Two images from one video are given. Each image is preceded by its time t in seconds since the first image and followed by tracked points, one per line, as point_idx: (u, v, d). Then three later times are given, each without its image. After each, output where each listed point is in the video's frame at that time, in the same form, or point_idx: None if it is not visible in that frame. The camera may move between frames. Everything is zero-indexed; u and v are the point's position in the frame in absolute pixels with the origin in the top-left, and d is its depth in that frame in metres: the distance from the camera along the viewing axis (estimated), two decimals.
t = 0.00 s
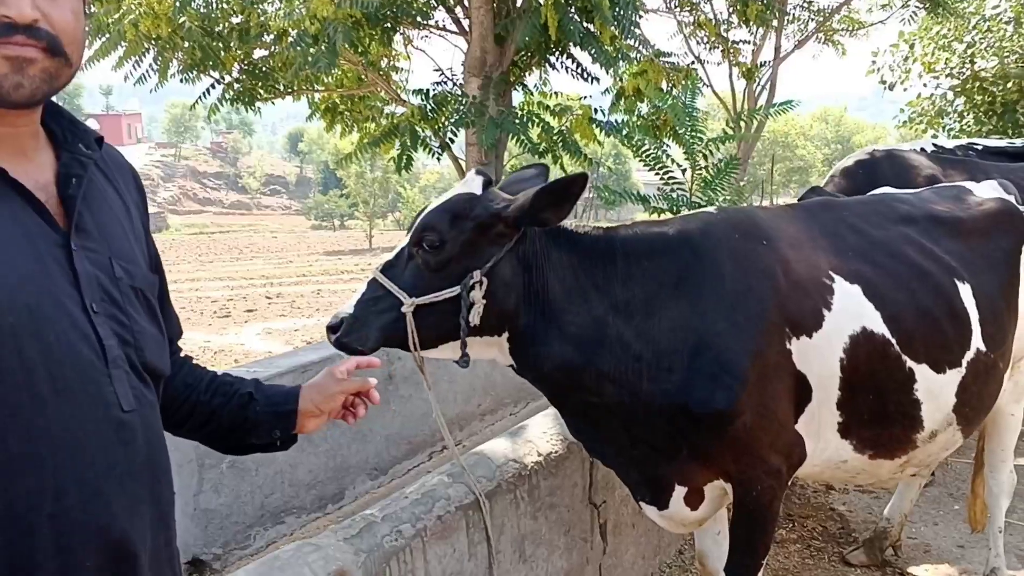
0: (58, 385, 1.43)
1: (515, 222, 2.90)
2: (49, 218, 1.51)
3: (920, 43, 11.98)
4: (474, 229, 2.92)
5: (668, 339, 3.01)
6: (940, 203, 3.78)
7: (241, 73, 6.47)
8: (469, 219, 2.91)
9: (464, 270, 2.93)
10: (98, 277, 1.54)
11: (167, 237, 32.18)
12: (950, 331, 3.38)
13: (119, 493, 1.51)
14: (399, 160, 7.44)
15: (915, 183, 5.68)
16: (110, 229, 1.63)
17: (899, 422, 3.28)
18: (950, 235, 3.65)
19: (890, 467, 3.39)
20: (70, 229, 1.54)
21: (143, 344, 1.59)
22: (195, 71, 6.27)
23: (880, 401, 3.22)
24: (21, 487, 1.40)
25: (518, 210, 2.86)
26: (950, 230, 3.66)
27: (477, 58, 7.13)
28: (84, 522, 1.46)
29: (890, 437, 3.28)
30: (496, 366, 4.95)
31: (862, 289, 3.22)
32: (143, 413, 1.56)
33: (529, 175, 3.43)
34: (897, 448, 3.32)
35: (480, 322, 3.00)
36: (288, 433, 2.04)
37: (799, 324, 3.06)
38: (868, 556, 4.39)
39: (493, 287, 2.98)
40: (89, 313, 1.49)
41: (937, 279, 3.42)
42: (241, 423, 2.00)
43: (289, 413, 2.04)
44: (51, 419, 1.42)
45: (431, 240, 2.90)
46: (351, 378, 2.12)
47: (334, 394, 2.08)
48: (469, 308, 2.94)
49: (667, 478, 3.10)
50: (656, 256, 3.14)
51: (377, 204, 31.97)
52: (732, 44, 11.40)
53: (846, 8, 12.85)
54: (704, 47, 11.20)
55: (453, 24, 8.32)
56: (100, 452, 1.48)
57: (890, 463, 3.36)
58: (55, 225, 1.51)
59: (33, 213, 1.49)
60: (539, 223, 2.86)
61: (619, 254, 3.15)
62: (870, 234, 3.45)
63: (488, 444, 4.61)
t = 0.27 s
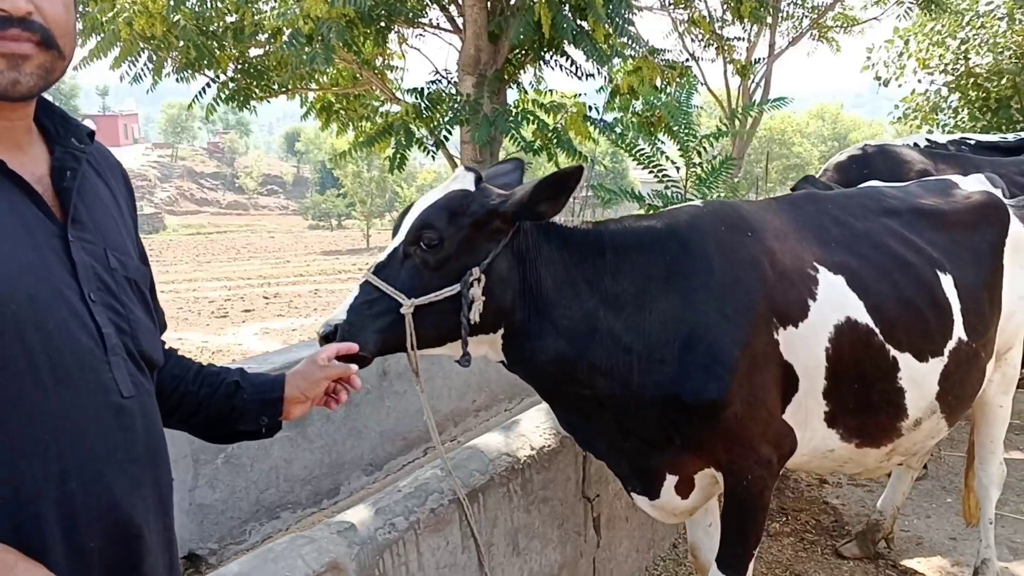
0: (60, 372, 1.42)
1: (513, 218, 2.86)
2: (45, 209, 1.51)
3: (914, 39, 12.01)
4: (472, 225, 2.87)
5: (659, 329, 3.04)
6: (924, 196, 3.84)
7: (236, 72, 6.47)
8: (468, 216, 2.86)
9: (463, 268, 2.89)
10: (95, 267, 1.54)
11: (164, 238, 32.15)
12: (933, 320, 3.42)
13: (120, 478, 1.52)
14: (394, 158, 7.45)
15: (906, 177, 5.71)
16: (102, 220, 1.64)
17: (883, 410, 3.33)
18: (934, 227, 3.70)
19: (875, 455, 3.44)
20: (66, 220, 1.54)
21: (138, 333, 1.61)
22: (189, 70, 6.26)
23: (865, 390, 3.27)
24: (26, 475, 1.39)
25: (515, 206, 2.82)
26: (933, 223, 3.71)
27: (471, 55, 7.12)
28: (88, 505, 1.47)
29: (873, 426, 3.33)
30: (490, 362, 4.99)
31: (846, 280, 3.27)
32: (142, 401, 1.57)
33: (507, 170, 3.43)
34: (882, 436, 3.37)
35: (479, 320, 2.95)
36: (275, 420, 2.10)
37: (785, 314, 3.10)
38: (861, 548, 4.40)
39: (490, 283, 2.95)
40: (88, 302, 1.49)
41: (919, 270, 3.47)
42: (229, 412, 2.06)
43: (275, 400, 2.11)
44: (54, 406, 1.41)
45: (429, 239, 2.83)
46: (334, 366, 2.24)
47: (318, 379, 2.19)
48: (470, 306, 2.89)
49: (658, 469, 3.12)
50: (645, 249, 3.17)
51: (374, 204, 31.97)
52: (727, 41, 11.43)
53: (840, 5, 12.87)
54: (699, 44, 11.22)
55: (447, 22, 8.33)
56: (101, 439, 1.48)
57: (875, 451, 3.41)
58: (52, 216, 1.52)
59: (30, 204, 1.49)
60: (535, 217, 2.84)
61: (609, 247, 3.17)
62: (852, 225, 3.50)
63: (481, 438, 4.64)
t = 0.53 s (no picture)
0: (77, 365, 1.46)
1: (516, 217, 2.86)
2: (57, 208, 1.55)
3: (912, 37, 12.04)
4: (476, 224, 2.86)
5: (658, 324, 3.07)
6: (916, 192, 3.89)
7: (236, 73, 6.49)
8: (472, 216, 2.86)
9: (468, 267, 2.88)
10: (106, 264, 1.58)
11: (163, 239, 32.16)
12: (924, 313, 3.47)
13: (137, 470, 1.55)
14: (393, 158, 7.48)
15: (903, 173, 5.75)
16: (111, 218, 1.67)
17: (876, 401, 3.38)
18: (927, 222, 3.74)
19: (870, 447, 3.50)
20: (78, 218, 1.58)
21: (150, 328, 1.64)
22: (189, 71, 6.29)
23: (858, 382, 3.33)
24: (45, 466, 1.42)
25: (518, 205, 2.82)
26: (926, 218, 3.75)
27: (470, 55, 7.15)
28: (105, 495, 1.50)
29: (867, 417, 3.38)
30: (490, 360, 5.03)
31: (838, 273, 3.33)
32: (154, 394, 1.61)
33: (503, 167, 3.44)
34: (876, 427, 3.43)
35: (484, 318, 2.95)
36: (280, 410, 2.15)
37: (782, 308, 3.14)
38: (858, 542, 4.43)
39: (493, 281, 2.95)
40: (101, 297, 1.53)
41: (911, 264, 3.52)
42: (235, 404, 2.09)
43: (279, 391, 2.16)
44: (71, 399, 1.45)
45: (434, 238, 2.81)
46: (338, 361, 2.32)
47: (320, 369, 2.25)
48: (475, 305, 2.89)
49: (658, 463, 3.16)
50: (645, 247, 3.20)
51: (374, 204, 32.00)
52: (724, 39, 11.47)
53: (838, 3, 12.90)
54: (696, 42, 11.26)
55: (445, 22, 8.37)
56: (117, 431, 1.51)
57: (870, 442, 3.47)
58: (64, 214, 1.55)
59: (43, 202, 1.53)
60: (538, 215, 2.84)
61: (609, 246, 3.20)
62: (843, 220, 3.55)
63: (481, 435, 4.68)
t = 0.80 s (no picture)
0: (91, 359, 1.50)
1: (517, 217, 2.87)
2: (65, 207, 1.59)
3: (904, 36, 12.11)
4: (476, 225, 2.87)
5: (654, 320, 3.12)
6: (905, 189, 3.95)
7: (231, 73, 6.52)
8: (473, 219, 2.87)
9: (470, 267, 2.89)
10: (115, 260, 1.62)
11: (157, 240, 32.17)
12: (912, 307, 3.54)
13: (151, 459, 1.59)
14: (389, 159, 7.51)
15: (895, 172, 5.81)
16: (117, 217, 1.71)
17: (866, 392, 3.46)
18: (916, 219, 3.80)
19: (860, 437, 3.57)
20: (87, 217, 1.62)
21: (159, 321, 1.69)
22: (184, 72, 6.31)
23: (849, 374, 3.39)
24: (61, 457, 1.46)
25: (519, 205, 2.83)
26: (914, 215, 3.81)
27: (464, 55, 7.19)
28: (121, 485, 1.54)
29: (856, 408, 3.46)
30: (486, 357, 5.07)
31: (828, 268, 3.39)
32: (166, 386, 1.65)
33: (500, 166, 3.48)
34: (866, 418, 3.50)
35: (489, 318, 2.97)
36: (288, 392, 2.19)
37: (776, 303, 3.20)
38: (850, 537, 4.49)
39: (496, 281, 2.95)
40: (111, 293, 1.57)
41: (899, 259, 3.58)
42: (243, 389, 2.14)
43: (285, 374, 2.20)
44: (87, 391, 1.49)
45: (436, 239, 2.83)
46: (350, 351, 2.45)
47: (325, 352, 2.33)
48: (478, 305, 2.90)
49: (655, 456, 3.21)
50: (642, 245, 3.24)
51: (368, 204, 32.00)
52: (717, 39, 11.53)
53: (830, 3, 12.97)
54: (690, 42, 11.32)
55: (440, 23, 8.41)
56: (132, 422, 1.55)
57: (860, 432, 3.54)
58: (73, 213, 1.59)
59: (52, 202, 1.56)
60: (538, 215, 2.86)
61: (608, 244, 3.23)
62: (832, 216, 3.62)
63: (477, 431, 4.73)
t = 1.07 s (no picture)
0: (112, 354, 1.57)
1: (517, 219, 2.93)
2: (84, 209, 1.67)
3: (899, 37, 12.20)
4: (477, 228, 2.93)
5: (653, 318, 3.20)
6: (894, 188, 4.04)
7: (231, 76, 6.58)
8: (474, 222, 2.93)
9: (473, 270, 2.96)
10: (131, 259, 1.70)
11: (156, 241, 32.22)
12: (901, 302, 3.63)
13: (168, 449, 1.67)
14: (388, 160, 7.58)
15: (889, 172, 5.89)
16: (132, 218, 1.79)
17: (857, 385, 3.55)
18: (905, 216, 3.89)
19: (852, 429, 3.66)
20: (105, 218, 1.70)
21: (172, 317, 1.77)
22: (185, 75, 6.37)
23: (840, 367, 3.48)
24: (83, 446, 1.54)
25: (520, 207, 2.89)
26: (902, 212, 3.91)
27: (462, 57, 7.28)
28: (140, 474, 1.61)
29: (847, 400, 3.54)
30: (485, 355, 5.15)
31: (819, 263, 3.47)
32: (180, 379, 1.73)
33: (499, 168, 3.57)
34: (858, 409, 3.59)
35: (492, 318, 3.04)
36: (294, 369, 2.25)
37: (770, 299, 3.28)
38: (843, 530, 4.58)
39: (498, 282, 3.02)
40: (129, 291, 1.65)
41: (887, 255, 3.67)
42: (250, 369, 2.20)
43: (290, 351, 2.26)
44: (108, 385, 1.56)
45: (439, 244, 2.89)
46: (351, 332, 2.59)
47: (328, 329, 2.36)
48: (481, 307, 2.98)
49: (654, 450, 3.30)
50: (642, 246, 3.31)
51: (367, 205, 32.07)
52: (713, 40, 11.61)
53: (826, 4, 13.06)
54: (687, 43, 11.40)
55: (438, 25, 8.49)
56: (149, 414, 1.63)
57: (852, 424, 3.63)
58: (91, 216, 1.67)
59: (72, 206, 1.64)
60: (537, 216, 2.92)
61: (607, 246, 3.30)
62: (822, 213, 3.70)
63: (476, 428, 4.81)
